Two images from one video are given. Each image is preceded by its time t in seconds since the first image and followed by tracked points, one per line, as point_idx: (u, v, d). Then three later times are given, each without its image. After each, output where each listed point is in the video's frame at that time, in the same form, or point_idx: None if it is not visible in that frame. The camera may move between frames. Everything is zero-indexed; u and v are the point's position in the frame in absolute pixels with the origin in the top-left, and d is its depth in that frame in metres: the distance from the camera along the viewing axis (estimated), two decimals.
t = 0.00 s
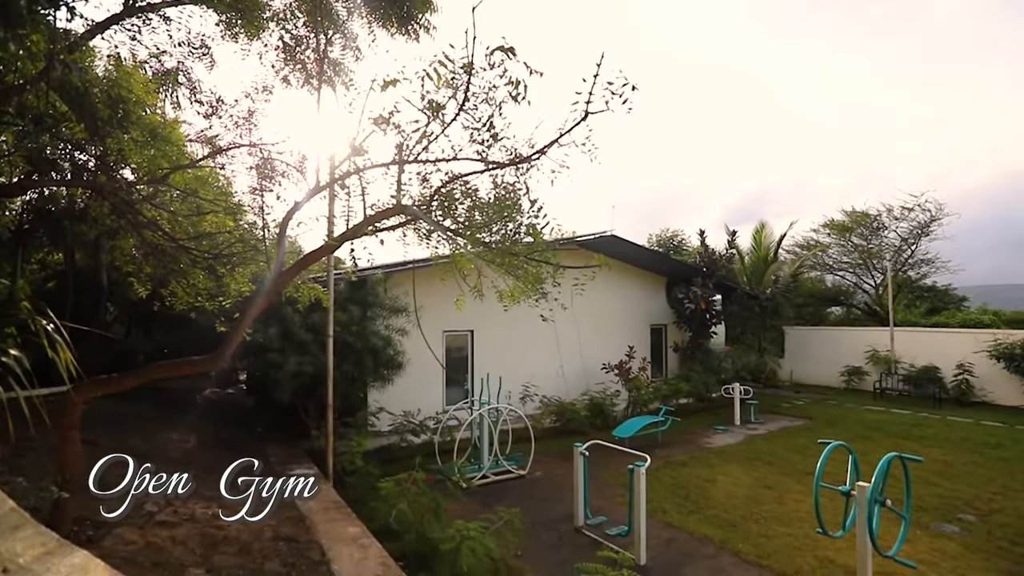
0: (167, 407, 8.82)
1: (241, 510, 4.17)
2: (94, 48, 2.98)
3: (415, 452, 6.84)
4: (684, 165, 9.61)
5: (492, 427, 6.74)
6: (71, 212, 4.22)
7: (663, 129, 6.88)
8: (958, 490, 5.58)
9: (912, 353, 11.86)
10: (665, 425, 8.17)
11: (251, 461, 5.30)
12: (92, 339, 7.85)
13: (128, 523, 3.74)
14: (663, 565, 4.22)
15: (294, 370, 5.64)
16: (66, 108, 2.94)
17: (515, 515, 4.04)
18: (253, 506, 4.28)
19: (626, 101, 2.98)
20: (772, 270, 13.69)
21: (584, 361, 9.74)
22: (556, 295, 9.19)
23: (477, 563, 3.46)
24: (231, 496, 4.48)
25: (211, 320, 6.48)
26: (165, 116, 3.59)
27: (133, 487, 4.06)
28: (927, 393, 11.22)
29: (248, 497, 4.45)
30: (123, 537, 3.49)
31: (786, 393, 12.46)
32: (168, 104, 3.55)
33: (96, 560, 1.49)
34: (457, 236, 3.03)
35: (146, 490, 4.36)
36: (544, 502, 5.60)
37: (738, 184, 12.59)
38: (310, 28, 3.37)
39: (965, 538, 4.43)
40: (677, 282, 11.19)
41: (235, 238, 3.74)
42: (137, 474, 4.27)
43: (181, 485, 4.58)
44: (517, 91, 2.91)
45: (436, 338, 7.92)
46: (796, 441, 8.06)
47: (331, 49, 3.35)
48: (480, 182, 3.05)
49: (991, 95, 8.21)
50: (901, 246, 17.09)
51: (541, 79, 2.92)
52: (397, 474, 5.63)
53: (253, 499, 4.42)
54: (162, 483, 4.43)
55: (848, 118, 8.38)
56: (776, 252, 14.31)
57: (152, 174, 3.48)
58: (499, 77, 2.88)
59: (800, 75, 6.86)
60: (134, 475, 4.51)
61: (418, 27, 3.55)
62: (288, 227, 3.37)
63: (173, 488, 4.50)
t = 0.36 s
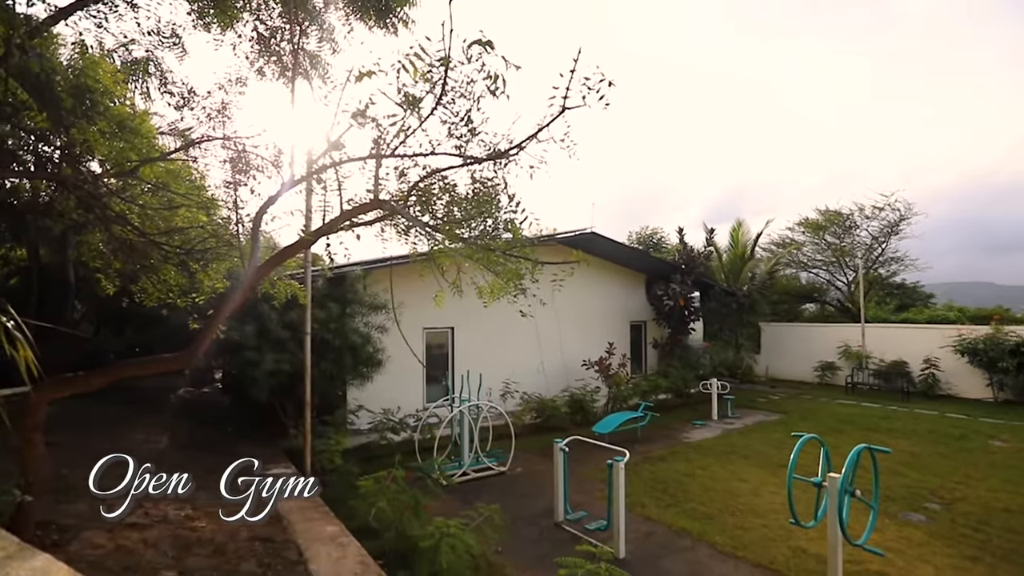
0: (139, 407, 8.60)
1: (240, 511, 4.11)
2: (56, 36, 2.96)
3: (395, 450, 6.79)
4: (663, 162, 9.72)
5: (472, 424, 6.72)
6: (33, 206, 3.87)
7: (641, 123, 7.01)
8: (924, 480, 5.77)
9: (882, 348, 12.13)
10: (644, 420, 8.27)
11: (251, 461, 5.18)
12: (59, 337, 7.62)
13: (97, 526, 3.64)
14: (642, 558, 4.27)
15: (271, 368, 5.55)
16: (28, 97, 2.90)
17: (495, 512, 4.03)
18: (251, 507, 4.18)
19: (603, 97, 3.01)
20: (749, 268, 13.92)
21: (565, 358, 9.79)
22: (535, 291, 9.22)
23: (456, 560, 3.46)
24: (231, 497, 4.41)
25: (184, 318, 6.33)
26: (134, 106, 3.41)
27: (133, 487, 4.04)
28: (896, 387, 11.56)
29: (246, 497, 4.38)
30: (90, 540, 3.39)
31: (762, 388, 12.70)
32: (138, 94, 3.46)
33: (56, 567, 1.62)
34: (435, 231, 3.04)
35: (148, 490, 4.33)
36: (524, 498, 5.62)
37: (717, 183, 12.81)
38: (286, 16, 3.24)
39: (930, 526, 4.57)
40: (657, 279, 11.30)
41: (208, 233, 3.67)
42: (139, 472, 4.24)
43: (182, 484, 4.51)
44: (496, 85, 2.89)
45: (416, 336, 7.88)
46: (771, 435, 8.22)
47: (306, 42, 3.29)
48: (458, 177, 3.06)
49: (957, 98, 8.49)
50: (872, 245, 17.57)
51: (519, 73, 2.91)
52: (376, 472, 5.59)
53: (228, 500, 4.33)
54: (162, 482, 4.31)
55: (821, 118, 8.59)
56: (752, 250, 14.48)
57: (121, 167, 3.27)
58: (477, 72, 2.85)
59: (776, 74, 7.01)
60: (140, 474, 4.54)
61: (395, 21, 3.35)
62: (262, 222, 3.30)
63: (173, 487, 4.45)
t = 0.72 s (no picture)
0: (109, 407, 8.39)
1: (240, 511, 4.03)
2: (16, 22, 2.99)
3: (374, 448, 6.74)
4: (642, 159, 9.78)
5: (452, 421, 6.69)
6: None
7: (620, 121, 7.00)
8: (892, 471, 5.94)
9: (853, 343, 12.44)
10: (623, 417, 8.34)
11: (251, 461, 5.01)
12: (23, 336, 7.34)
13: (62, 529, 3.54)
14: (619, 552, 4.31)
15: (246, 365, 5.41)
16: None
17: (473, 509, 4.02)
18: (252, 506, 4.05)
19: (579, 93, 2.99)
20: (726, 266, 14.10)
21: (545, 354, 9.83)
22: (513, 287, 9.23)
23: (435, 558, 3.44)
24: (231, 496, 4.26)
25: (153, 313, 6.18)
26: (103, 97, 3.30)
27: (131, 488, 3.93)
28: (866, 381, 11.89)
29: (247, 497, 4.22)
30: (56, 545, 3.30)
31: (738, 384, 12.93)
32: (105, 84, 3.35)
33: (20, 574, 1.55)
34: (412, 228, 2.99)
35: (146, 491, 4.10)
36: (503, 495, 5.63)
37: (696, 181, 13.00)
38: (260, 9, 3.17)
39: (898, 516, 4.71)
40: (635, 276, 11.47)
41: (179, 227, 3.57)
42: (139, 471, 4.11)
43: (181, 485, 4.32)
44: (474, 79, 2.90)
45: (395, 333, 7.80)
46: (746, 430, 8.38)
47: (281, 32, 3.21)
48: (436, 172, 3.06)
49: (924, 100, 8.70)
50: (844, 243, 17.97)
51: (496, 67, 2.93)
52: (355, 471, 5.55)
53: (201, 502, 4.24)
54: (164, 483, 4.12)
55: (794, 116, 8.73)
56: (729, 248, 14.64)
57: (87, 159, 3.15)
58: (455, 65, 2.87)
59: (751, 72, 7.08)
60: (137, 473, 4.35)
61: (373, 13, 3.14)
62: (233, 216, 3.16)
63: (173, 487, 4.26)
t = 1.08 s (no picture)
0: (76, 407, 8.14)
1: (240, 512, 3.92)
2: None
3: (352, 446, 6.68)
4: (620, 156, 9.83)
5: (432, 418, 6.66)
6: None
7: (597, 118, 7.02)
8: (860, 462, 6.11)
9: (824, 339, 12.75)
10: (602, 412, 8.42)
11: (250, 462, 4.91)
12: None
13: (25, 534, 3.43)
14: (598, 546, 4.35)
15: (220, 363, 5.29)
16: None
17: (451, 505, 4.01)
18: (252, 507, 3.98)
19: (556, 88, 3.01)
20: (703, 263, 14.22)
21: (524, 351, 9.86)
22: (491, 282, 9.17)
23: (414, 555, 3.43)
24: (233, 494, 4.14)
25: (120, 309, 6.00)
26: (67, 86, 3.06)
27: (129, 490, 3.25)
28: (836, 376, 12.21)
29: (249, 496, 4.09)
30: (18, 549, 3.20)
31: (714, 379, 13.15)
32: (71, 73, 3.16)
33: None
34: (390, 222, 3.02)
35: (144, 493, 3.40)
36: (483, 491, 5.64)
37: (674, 180, 13.16)
38: None
39: (865, 505, 4.85)
40: (614, 273, 11.58)
41: (149, 221, 3.51)
42: (138, 470, 3.39)
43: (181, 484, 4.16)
44: (451, 73, 2.92)
45: (374, 330, 7.71)
46: (722, 424, 8.52)
47: (255, 22, 3.07)
48: (413, 166, 3.04)
49: (899, 104, 8.91)
50: (817, 242, 18.36)
51: (473, 61, 2.95)
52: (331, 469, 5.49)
53: (171, 503, 4.15)
54: (166, 484, 3.45)
55: (767, 114, 8.88)
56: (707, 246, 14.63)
57: (51, 152, 3.00)
58: (432, 59, 2.88)
59: (726, 69, 7.17)
60: (133, 472, 3.79)
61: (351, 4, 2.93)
62: (205, 208, 3.10)
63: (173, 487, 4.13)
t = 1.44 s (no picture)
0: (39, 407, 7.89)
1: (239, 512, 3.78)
2: None
3: (329, 444, 6.59)
4: (599, 152, 9.87)
5: (410, 415, 6.62)
6: None
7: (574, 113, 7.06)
8: (829, 455, 6.27)
9: (797, 336, 13.02)
10: (580, 408, 8.48)
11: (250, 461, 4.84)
12: None
13: None
14: (575, 540, 4.38)
15: (192, 361, 5.16)
16: None
17: (431, 502, 3.87)
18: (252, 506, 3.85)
19: (532, 82, 2.98)
20: (681, 261, 14.40)
21: (504, 347, 9.85)
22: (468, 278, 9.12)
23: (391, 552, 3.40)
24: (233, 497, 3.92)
25: (84, 305, 5.80)
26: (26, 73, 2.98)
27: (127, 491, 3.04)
28: (807, 371, 12.49)
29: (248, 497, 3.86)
30: None
31: (690, 375, 13.33)
32: (31, 60, 2.99)
33: None
34: (366, 217, 2.95)
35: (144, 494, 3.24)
36: (461, 488, 5.63)
37: (653, 179, 13.30)
38: None
39: (834, 496, 4.98)
40: (593, 271, 11.66)
41: (115, 214, 3.49)
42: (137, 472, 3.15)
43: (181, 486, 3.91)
44: (428, 66, 2.86)
45: (352, 327, 7.63)
46: (697, 419, 8.65)
47: (227, 11, 2.88)
48: (389, 160, 3.02)
49: (872, 108, 9.14)
50: (790, 241, 18.79)
51: (450, 54, 2.95)
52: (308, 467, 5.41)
53: (139, 504, 4.04)
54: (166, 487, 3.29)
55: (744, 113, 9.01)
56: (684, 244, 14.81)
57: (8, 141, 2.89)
58: (409, 52, 2.84)
59: (703, 66, 7.23)
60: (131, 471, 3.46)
61: None
62: (174, 198, 3.01)
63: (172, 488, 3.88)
